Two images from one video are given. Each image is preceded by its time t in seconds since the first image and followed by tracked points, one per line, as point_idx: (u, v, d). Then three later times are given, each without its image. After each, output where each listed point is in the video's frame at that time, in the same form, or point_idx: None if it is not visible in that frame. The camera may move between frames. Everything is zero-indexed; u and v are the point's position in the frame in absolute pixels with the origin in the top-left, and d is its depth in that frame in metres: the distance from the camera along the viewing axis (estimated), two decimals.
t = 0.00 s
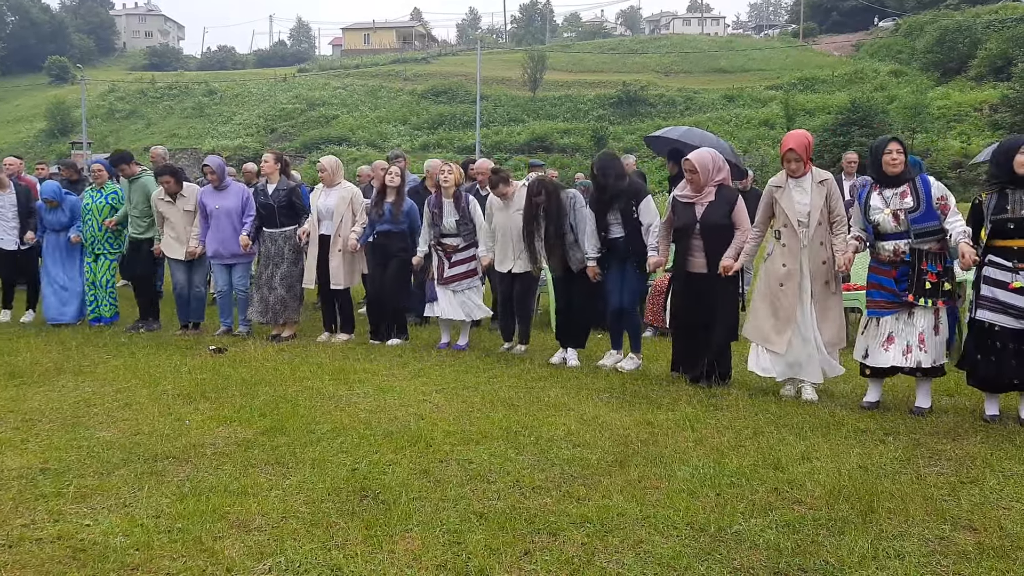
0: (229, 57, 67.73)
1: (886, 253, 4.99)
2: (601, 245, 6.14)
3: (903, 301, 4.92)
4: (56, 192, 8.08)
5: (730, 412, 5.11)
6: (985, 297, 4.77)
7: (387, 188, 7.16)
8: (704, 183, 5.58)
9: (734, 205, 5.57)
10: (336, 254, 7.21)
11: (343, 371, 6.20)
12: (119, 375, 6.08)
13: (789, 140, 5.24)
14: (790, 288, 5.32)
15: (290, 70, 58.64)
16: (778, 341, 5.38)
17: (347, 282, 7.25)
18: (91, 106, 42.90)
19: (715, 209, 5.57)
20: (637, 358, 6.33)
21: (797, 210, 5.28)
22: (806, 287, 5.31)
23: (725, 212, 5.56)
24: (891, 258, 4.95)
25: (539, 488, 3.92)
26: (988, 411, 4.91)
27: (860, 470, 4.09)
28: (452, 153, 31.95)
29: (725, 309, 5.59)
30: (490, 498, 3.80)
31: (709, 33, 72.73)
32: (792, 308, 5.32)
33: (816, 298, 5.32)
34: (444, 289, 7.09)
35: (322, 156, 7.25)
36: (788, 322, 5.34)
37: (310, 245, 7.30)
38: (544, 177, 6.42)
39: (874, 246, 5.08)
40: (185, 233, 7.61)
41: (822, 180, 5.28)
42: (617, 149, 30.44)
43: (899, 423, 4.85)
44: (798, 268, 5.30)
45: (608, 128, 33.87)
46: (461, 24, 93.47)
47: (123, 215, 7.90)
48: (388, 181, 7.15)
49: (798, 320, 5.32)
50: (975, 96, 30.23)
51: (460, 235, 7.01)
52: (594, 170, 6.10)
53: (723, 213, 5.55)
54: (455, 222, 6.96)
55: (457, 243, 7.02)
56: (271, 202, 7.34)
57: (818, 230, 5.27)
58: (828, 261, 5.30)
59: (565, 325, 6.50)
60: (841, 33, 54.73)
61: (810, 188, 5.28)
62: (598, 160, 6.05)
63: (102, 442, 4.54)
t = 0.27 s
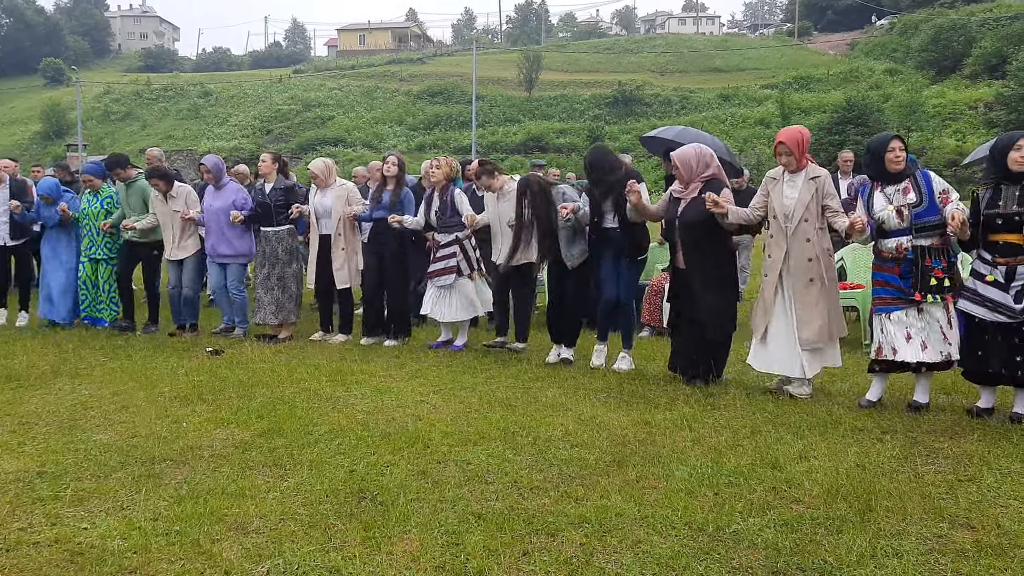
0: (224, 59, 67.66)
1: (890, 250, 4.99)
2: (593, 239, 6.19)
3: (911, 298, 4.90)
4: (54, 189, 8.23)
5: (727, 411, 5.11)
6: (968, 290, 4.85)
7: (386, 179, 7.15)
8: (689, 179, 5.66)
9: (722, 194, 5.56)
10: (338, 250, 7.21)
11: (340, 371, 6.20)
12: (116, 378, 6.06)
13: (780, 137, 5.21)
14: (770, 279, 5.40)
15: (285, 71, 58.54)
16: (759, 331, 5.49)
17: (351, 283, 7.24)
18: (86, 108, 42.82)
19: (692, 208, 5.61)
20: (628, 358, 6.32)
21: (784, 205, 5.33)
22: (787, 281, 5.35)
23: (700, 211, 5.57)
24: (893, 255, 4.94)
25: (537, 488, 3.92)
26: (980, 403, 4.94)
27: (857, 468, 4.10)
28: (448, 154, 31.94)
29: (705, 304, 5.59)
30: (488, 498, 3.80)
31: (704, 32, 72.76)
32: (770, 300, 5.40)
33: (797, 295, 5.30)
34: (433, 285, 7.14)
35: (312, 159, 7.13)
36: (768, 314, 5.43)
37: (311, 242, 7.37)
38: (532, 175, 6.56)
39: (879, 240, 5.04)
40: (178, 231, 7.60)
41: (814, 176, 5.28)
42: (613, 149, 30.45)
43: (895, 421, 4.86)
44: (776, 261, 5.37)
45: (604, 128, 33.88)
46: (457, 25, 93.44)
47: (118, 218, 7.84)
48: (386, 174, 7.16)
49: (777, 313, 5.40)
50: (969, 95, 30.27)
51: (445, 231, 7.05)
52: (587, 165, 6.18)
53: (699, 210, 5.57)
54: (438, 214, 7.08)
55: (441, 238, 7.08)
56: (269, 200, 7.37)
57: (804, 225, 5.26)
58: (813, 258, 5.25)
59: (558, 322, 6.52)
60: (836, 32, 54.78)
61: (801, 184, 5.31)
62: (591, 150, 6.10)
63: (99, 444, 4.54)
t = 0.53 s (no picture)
0: (220, 59, 67.59)
1: (881, 253, 5.00)
2: (588, 246, 6.15)
3: (896, 301, 4.97)
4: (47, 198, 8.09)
5: (726, 411, 5.10)
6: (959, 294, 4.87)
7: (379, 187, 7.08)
8: (683, 186, 5.62)
9: (716, 203, 5.55)
10: (337, 257, 7.22)
11: (338, 373, 6.18)
12: (113, 380, 6.04)
13: (774, 138, 5.26)
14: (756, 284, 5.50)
15: (281, 72, 58.44)
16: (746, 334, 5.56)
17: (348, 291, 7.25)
18: (82, 109, 42.73)
19: (685, 216, 5.58)
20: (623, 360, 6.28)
21: (773, 210, 5.35)
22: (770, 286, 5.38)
23: (693, 221, 5.55)
24: (883, 259, 4.97)
25: (536, 489, 3.91)
26: (972, 401, 4.99)
27: (858, 467, 4.09)
28: (445, 154, 31.91)
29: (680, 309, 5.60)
30: (487, 499, 3.79)
31: (700, 32, 72.73)
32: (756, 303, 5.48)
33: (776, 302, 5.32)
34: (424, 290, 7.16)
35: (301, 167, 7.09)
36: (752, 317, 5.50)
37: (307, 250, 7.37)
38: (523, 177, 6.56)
39: (870, 245, 5.05)
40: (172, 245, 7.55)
41: (805, 183, 5.25)
42: (610, 148, 30.42)
43: (894, 420, 4.85)
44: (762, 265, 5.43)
45: (601, 127, 33.88)
46: (453, 25, 93.36)
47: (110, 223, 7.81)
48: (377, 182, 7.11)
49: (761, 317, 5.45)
50: (966, 92, 30.28)
51: (442, 237, 7.06)
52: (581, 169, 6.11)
53: (691, 219, 5.55)
54: (436, 222, 7.02)
55: (439, 245, 7.06)
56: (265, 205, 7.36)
57: (789, 232, 5.27)
58: (796, 265, 5.26)
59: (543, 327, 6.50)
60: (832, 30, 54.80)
61: (791, 190, 5.29)
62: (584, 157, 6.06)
63: (95, 447, 4.52)
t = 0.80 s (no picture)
0: (218, 61, 67.61)
1: (853, 254, 5.06)
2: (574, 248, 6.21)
3: (862, 304, 5.03)
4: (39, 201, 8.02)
5: (726, 410, 5.12)
6: (937, 291, 4.89)
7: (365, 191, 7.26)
8: (675, 193, 5.62)
9: (708, 213, 5.60)
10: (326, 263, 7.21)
11: (337, 373, 6.20)
12: (113, 381, 6.05)
13: (757, 142, 5.34)
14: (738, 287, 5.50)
15: (280, 74, 58.43)
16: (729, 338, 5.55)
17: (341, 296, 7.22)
18: (81, 111, 42.73)
19: (685, 221, 5.60)
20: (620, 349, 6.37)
21: (756, 213, 5.39)
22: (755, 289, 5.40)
23: (695, 222, 5.58)
24: (854, 261, 5.02)
25: (536, 489, 3.92)
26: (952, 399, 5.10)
27: (857, 466, 4.11)
28: (443, 155, 31.94)
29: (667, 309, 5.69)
30: (487, 499, 3.80)
31: (698, 32, 72.82)
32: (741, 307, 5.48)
33: (763, 304, 5.34)
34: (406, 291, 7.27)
35: (293, 170, 7.13)
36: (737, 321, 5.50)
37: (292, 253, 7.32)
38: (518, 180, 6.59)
39: (850, 245, 5.08)
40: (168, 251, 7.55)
41: (787, 187, 5.30)
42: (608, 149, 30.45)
43: (893, 418, 4.87)
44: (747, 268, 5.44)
45: (599, 128, 33.93)
46: (450, 27, 93.40)
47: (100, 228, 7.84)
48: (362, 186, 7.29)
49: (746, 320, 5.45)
50: (963, 93, 30.34)
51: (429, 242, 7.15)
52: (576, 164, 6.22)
53: (693, 224, 5.58)
54: (424, 227, 7.11)
55: (425, 249, 7.17)
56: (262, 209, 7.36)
57: (775, 234, 5.30)
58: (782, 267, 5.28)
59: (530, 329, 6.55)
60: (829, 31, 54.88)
61: (774, 194, 5.34)
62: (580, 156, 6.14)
63: (97, 448, 4.52)
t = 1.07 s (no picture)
0: (219, 62, 67.65)
1: (839, 247, 5.03)
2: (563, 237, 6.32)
3: (852, 294, 5.02)
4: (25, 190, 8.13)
5: (728, 412, 5.13)
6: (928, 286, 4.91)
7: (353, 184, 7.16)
8: (659, 181, 5.64)
9: (688, 196, 5.60)
10: (313, 253, 7.18)
11: (339, 374, 6.21)
12: (116, 382, 6.05)
13: (746, 127, 5.28)
14: (727, 276, 5.41)
15: (281, 75, 58.45)
16: (716, 328, 5.47)
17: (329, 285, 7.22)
18: (82, 112, 42.75)
19: (660, 209, 5.64)
20: (596, 358, 6.39)
21: (742, 203, 5.32)
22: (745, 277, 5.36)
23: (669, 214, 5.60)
24: (842, 251, 5.00)
25: (538, 489, 3.93)
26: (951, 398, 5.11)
27: (860, 467, 4.11)
28: (444, 156, 31.95)
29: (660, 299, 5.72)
30: (490, 500, 3.81)
31: (698, 33, 72.82)
32: (730, 296, 5.41)
33: (757, 293, 5.32)
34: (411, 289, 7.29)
35: (284, 164, 7.15)
36: (726, 310, 5.42)
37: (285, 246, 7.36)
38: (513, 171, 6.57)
39: (830, 236, 5.07)
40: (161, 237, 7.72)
41: (771, 175, 5.28)
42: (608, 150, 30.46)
43: (895, 419, 4.88)
44: (736, 256, 5.36)
45: (599, 129, 33.95)
46: (450, 27, 93.44)
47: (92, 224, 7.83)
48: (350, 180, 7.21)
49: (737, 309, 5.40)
50: (964, 93, 30.35)
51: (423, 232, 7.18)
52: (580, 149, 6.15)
53: (667, 212, 5.60)
54: (417, 218, 7.12)
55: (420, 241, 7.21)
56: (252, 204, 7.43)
57: (763, 223, 5.26)
58: (773, 255, 5.28)
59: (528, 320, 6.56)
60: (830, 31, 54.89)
61: (759, 182, 5.30)
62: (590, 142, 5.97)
63: (99, 449, 4.53)
